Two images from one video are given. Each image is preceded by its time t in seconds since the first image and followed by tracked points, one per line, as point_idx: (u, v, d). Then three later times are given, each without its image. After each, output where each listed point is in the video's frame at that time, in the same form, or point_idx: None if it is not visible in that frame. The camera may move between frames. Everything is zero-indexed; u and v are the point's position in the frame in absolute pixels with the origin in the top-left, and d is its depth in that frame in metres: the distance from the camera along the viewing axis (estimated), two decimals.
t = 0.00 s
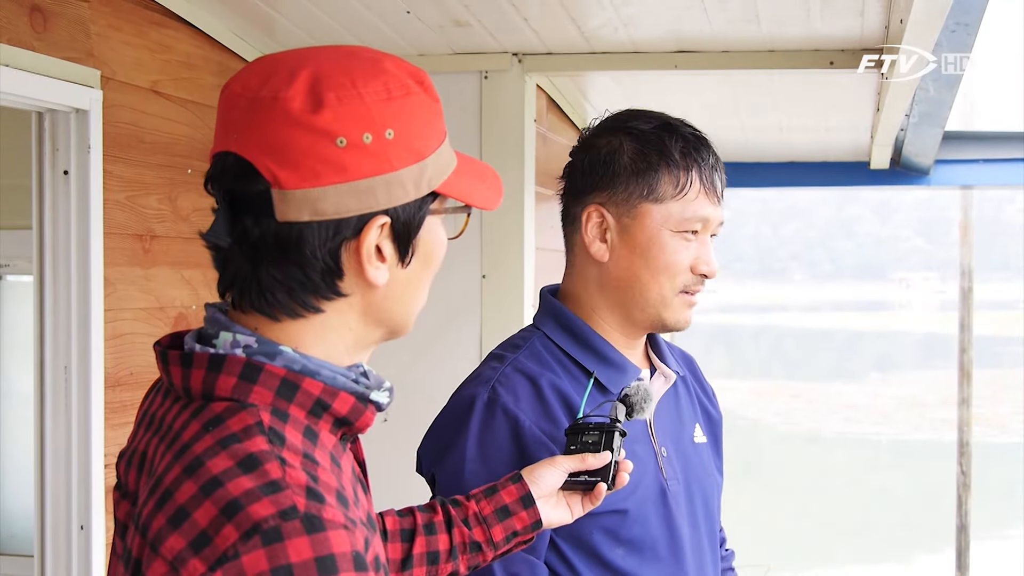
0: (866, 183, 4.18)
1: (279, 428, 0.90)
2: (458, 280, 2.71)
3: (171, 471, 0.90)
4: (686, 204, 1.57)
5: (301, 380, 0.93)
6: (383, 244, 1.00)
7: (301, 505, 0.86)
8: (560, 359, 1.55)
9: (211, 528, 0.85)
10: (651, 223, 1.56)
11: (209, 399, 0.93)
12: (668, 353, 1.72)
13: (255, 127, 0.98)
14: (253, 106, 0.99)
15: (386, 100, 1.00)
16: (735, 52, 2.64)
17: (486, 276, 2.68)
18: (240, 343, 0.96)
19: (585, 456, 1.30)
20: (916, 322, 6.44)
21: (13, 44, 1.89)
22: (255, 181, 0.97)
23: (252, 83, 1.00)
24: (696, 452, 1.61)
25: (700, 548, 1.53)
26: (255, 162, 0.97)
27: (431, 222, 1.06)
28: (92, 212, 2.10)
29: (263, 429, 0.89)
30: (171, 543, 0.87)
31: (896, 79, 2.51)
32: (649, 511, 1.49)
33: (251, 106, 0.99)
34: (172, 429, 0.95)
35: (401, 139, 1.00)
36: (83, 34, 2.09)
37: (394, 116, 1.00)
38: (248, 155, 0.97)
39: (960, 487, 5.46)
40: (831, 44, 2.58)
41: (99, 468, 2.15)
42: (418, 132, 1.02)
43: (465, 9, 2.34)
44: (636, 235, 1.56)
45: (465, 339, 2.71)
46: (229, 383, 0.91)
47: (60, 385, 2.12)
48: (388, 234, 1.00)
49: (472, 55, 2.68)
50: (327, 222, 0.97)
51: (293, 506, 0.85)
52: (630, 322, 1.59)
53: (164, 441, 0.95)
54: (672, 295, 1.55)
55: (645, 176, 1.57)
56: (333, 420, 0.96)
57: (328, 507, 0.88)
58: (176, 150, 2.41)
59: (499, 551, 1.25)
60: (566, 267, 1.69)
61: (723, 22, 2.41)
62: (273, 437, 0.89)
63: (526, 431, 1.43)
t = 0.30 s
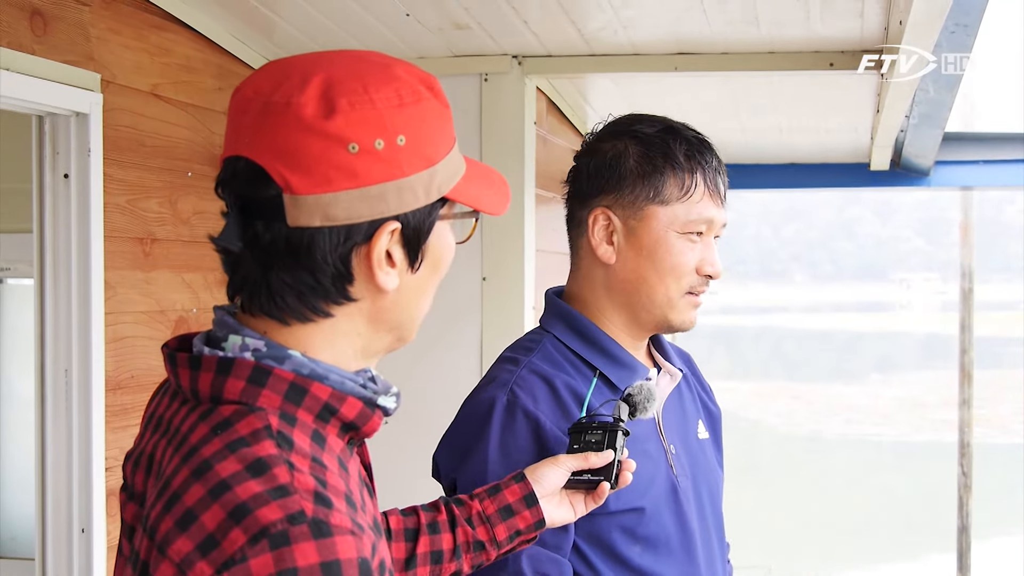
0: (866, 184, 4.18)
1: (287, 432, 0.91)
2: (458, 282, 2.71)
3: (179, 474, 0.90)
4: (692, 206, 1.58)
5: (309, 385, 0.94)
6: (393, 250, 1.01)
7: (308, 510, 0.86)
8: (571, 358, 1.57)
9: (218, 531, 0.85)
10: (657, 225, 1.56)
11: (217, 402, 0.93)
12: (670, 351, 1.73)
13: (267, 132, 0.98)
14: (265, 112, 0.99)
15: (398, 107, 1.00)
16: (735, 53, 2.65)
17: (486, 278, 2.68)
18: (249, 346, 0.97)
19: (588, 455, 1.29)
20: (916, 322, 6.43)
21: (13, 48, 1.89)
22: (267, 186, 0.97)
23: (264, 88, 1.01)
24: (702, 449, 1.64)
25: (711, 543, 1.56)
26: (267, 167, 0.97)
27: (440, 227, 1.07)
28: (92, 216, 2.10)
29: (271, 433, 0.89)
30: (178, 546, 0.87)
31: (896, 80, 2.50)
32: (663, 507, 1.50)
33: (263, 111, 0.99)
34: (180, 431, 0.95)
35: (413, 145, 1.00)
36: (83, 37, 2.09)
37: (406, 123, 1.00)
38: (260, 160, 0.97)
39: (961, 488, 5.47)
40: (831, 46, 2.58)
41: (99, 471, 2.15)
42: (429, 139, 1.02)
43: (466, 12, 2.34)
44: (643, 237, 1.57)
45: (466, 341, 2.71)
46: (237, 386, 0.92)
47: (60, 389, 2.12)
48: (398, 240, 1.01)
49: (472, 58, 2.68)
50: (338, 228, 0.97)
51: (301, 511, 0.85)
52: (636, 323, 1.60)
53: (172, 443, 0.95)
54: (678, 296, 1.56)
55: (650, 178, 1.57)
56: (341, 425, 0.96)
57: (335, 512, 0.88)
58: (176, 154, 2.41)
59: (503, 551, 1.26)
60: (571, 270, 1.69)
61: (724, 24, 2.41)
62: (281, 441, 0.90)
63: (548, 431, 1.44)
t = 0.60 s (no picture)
0: (867, 184, 4.18)
1: (291, 433, 0.91)
2: (459, 284, 2.71)
3: (182, 475, 0.90)
4: (699, 215, 1.58)
5: (313, 386, 0.94)
6: (398, 252, 1.01)
7: (311, 510, 0.86)
8: (579, 364, 1.57)
9: (221, 531, 0.85)
10: (664, 234, 1.57)
11: (221, 403, 0.93)
12: (677, 357, 1.74)
13: (273, 135, 0.98)
14: (271, 114, 0.99)
15: (405, 110, 1.00)
16: (736, 54, 2.64)
17: (487, 280, 2.68)
18: (251, 348, 0.96)
19: (599, 457, 1.30)
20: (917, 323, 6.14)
21: (15, 50, 1.89)
22: (273, 189, 0.97)
23: (270, 90, 1.00)
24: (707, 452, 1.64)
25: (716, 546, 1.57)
26: (273, 169, 0.97)
27: (445, 230, 1.07)
28: (92, 218, 2.10)
29: (274, 434, 0.90)
30: (181, 546, 0.87)
31: (896, 80, 2.51)
32: (668, 510, 1.51)
33: (269, 113, 0.99)
34: (184, 432, 0.95)
35: (419, 148, 1.00)
36: (84, 39, 2.09)
37: (412, 126, 1.00)
38: (266, 162, 0.97)
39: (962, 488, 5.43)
40: (831, 47, 2.58)
41: (100, 473, 2.15)
42: (435, 142, 1.02)
43: (466, 13, 2.34)
44: (651, 245, 1.57)
45: (468, 342, 2.71)
46: (241, 387, 0.92)
47: (62, 391, 2.12)
48: (404, 242, 1.01)
49: (472, 59, 2.68)
50: (344, 230, 0.97)
51: (304, 511, 0.85)
52: (643, 331, 1.60)
53: (176, 444, 0.95)
54: (684, 304, 1.56)
55: (659, 187, 1.58)
56: (344, 426, 0.96)
57: (338, 512, 0.88)
58: (178, 155, 2.41)
59: (512, 552, 1.25)
60: (578, 277, 1.69)
61: (723, 25, 2.41)
62: (285, 441, 0.90)
63: (558, 439, 1.44)
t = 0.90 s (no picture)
0: (869, 186, 4.18)
1: (301, 431, 0.91)
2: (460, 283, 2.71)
3: (195, 473, 0.91)
4: (695, 209, 1.59)
5: (323, 384, 0.94)
6: (406, 252, 1.01)
7: (322, 506, 0.86)
8: (575, 361, 1.56)
9: (234, 528, 0.86)
10: (660, 228, 1.57)
11: (232, 402, 0.93)
12: (669, 358, 1.77)
13: (282, 138, 0.98)
14: (280, 118, 0.99)
15: (412, 113, 1.00)
16: (739, 56, 2.64)
17: (489, 281, 2.69)
18: (262, 347, 0.97)
19: (606, 454, 1.30)
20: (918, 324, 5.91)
21: (18, 52, 1.90)
22: (282, 192, 0.97)
23: (280, 94, 1.01)
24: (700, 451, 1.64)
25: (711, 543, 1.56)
26: (282, 172, 0.97)
27: (452, 231, 1.07)
28: (96, 219, 2.10)
29: (285, 432, 0.90)
30: (194, 543, 0.87)
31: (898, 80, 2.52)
32: (663, 507, 1.51)
33: (278, 117, 0.99)
34: (196, 431, 0.95)
35: (426, 151, 1.00)
36: (87, 40, 2.09)
37: (420, 129, 1.00)
38: (276, 165, 0.97)
39: (964, 490, 5.40)
40: (834, 49, 2.58)
41: (102, 475, 2.15)
42: (442, 145, 1.02)
43: (469, 15, 2.34)
44: (647, 238, 1.57)
45: (470, 340, 2.71)
46: (251, 387, 0.92)
47: (64, 392, 2.12)
48: (411, 244, 1.01)
49: (476, 61, 2.68)
50: (352, 232, 0.97)
51: (315, 507, 0.85)
52: (636, 325, 1.60)
53: (188, 443, 0.95)
54: (679, 298, 1.57)
55: (656, 181, 1.58)
56: (354, 423, 0.96)
57: (349, 508, 0.88)
58: (180, 157, 2.41)
59: (521, 549, 1.26)
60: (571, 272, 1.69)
61: (726, 26, 2.41)
62: (295, 439, 0.90)
63: (551, 430, 1.44)
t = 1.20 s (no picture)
0: (870, 186, 4.17)
1: (315, 424, 0.91)
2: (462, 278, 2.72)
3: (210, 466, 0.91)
4: (682, 205, 1.59)
5: (335, 378, 0.94)
6: (416, 252, 1.01)
7: (336, 495, 0.86)
8: (555, 356, 1.57)
9: (250, 517, 0.86)
10: (647, 223, 1.57)
11: (247, 397, 0.94)
12: (651, 354, 1.78)
13: (296, 141, 0.98)
14: (294, 120, 0.99)
15: (423, 116, 1.00)
16: (740, 56, 2.64)
17: (491, 282, 2.69)
18: (275, 344, 0.97)
19: (612, 455, 1.33)
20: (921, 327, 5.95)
21: (19, 53, 1.90)
22: (296, 192, 0.97)
23: (294, 97, 1.01)
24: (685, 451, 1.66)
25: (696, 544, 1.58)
26: (296, 173, 0.97)
27: (461, 232, 1.07)
28: (97, 220, 2.10)
29: (299, 425, 0.90)
30: (212, 531, 0.88)
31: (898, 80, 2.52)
32: (648, 506, 1.52)
33: (292, 119, 0.99)
34: (211, 426, 0.96)
35: (436, 152, 1.00)
36: (88, 41, 2.09)
37: (430, 131, 1.00)
38: (289, 166, 0.98)
39: (965, 490, 5.41)
40: (834, 48, 2.58)
41: (105, 476, 2.15)
42: (452, 147, 1.03)
43: (469, 16, 2.34)
44: (634, 234, 1.57)
45: (471, 331, 2.71)
46: (265, 382, 0.92)
47: (66, 393, 2.12)
48: (421, 244, 1.01)
49: (476, 61, 2.68)
50: (365, 231, 0.97)
51: (329, 496, 0.86)
52: (620, 321, 1.61)
53: (203, 438, 0.96)
54: (664, 294, 1.57)
55: (642, 176, 1.58)
56: (365, 418, 0.96)
57: (362, 497, 0.88)
58: (182, 158, 2.41)
59: (529, 549, 1.26)
60: (554, 266, 1.68)
61: (727, 26, 2.41)
62: (309, 432, 0.90)
63: (532, 425, 1.44)
